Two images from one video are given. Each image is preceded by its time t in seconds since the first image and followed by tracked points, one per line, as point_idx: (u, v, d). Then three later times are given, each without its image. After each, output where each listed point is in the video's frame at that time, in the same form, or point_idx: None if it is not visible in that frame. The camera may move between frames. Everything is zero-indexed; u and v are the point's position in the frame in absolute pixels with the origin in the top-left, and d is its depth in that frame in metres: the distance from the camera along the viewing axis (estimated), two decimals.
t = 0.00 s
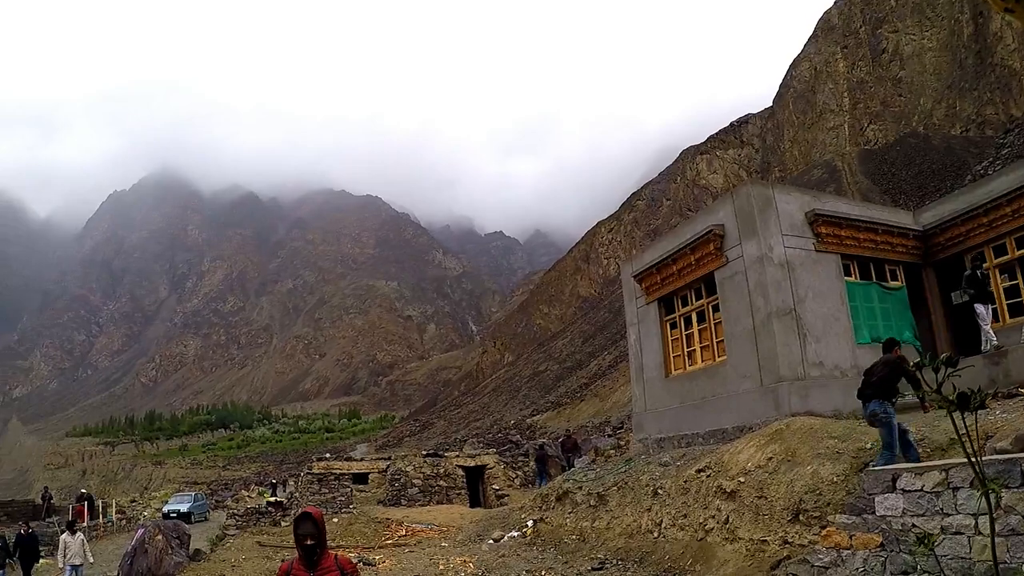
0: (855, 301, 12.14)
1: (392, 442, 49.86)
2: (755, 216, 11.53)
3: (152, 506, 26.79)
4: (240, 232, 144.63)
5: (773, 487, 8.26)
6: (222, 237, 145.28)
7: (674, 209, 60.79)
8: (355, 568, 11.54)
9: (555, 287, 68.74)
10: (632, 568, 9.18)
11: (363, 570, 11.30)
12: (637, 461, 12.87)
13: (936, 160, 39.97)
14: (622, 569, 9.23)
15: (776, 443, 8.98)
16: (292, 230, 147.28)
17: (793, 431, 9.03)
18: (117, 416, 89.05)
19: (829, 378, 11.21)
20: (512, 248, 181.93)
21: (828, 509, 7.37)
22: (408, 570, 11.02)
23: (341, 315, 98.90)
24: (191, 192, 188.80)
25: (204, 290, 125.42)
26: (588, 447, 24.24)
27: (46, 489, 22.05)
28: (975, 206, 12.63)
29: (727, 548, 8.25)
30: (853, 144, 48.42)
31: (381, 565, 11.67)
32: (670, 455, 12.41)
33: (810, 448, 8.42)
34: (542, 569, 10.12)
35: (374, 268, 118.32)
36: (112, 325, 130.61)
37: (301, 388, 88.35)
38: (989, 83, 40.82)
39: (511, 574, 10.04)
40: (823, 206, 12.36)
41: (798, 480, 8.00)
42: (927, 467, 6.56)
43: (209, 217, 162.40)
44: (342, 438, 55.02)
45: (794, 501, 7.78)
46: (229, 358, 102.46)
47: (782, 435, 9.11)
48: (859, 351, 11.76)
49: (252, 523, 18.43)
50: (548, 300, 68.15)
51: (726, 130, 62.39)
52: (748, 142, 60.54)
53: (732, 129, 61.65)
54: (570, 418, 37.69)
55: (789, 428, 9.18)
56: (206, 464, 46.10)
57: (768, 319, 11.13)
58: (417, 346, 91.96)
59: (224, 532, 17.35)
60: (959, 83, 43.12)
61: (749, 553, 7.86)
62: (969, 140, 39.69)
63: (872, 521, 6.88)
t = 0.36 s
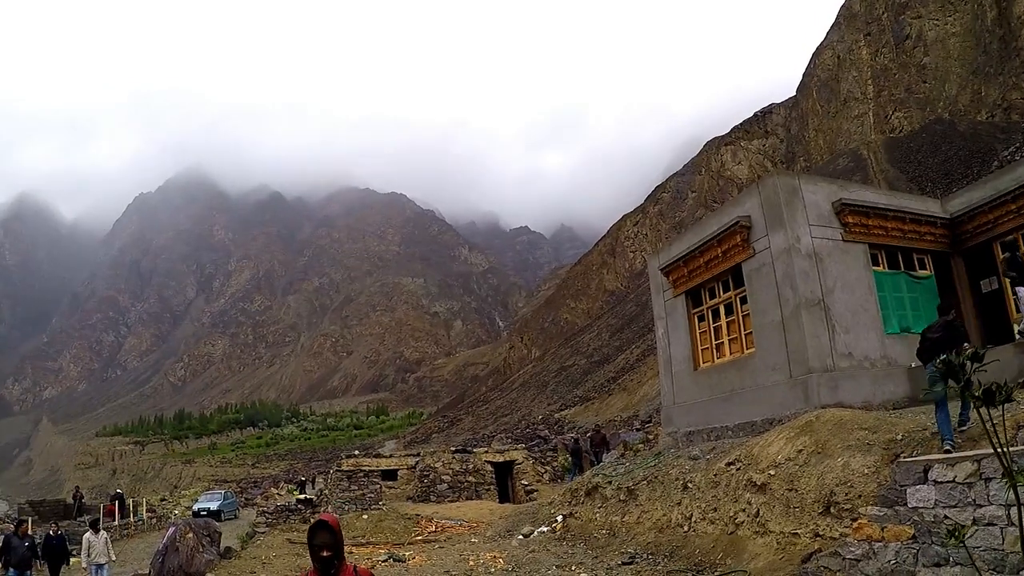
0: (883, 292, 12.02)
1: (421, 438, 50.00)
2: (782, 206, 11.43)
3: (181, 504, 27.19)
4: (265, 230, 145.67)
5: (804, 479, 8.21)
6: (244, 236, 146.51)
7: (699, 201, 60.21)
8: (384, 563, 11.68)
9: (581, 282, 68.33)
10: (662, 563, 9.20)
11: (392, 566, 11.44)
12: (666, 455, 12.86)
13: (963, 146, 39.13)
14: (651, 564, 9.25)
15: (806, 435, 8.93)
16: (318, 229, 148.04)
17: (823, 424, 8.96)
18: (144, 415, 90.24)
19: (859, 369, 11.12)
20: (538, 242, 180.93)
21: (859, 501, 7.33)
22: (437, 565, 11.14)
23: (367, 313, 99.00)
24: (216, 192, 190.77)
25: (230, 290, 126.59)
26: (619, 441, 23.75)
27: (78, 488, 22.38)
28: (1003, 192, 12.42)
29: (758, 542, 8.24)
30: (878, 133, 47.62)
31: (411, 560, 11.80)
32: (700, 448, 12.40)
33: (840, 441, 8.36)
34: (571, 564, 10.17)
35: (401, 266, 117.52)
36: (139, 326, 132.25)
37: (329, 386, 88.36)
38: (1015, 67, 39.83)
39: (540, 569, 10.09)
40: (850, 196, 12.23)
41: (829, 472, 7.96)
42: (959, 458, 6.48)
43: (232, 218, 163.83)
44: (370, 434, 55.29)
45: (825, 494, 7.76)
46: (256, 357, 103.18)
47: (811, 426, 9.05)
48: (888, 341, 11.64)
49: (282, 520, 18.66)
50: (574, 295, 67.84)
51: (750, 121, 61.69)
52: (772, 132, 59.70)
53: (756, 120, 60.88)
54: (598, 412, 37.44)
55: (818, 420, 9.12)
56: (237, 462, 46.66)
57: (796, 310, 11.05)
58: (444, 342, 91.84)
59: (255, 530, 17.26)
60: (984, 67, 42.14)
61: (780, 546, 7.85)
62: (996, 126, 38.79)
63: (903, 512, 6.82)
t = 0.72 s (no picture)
0: (909, 284, 11.91)
1: (447, 435, 50.11)
2: (805, 199, 11.36)
3: (208, 504, 27.35)
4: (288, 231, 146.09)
5: (832, 474, 8.20)
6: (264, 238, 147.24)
7: (721, 194, 59.65)
8: (411, 561, 11.79)
9: (605, 278, 67.90)
10: (689, 559, 9.20)
11: (418, 563, 11.55)
12: (692, 450, 12.83)
13: (989, 136, 38.47)
14: (679, 560, 9.27)
15: (832, 430, 8.89)
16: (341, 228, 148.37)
17: (849, 418, 8.92)
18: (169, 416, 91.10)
19: (885, 362, 11.04)
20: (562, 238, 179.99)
21: (887, 495, 7.30)
22: (463, 562, 11.23)
23: (391, 312, 98.68)
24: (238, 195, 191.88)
25: (253, 291, 127.54)
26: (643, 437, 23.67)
27: (105, 490, 22.60)
28: None
29: (785, 537, 8.24)
30: (901, 123, 46.90)
31: (437, 558, 11.88)
32: (726, 443, 12.38)
33: (866, 435, 8.32)
34: (598, 560, 10.20)
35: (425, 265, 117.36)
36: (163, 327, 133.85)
37: (354, 385, 88.53)
38: None
39: (567, 565, 10.12)
40: (875, 187, 12.12)
41: (855, 466, 7.95)
42: (988, 451, 6.35)
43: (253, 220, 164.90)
44: (395, 433, 55.49)
45: (853, 488, 7.75)
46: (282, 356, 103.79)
47: (837, 421, 9.01)
48: (914, 334, 11.56)
49: (309, 519, 18.69)
50: (598, 290, 67.51)
51: (772, 113, 60.98)
52: (794, 124, 58.92)
53: (778, 112, 60.17)
54: (624, 408, 37.18)
55: (845, 414, 9.07)
56: (263, 461, 47.11)
57: (821, 303, 10.98)
58: (468, 340, 91.69)
59: (281, 529, 17.68)
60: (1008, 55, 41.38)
61: (808, 542, 7.85)
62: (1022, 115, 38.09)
63: (932, 506, 6.72)
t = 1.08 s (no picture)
0: (936, 274, 11.76)
1: (472, 431, 50.25)
2: (831, 189, 11.25)
3: (236, 503, 27.68)
4: (312, 228, 146.53)
5: (860, 467, 8.12)
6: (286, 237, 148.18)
7: (744, 186, 59.11)
8: (438, 556, 11.85)
9: (629, 271, 67.55)
10: (717, 553, 9.17)
11: (445, 559, 11.61)
12: (719, 444, 12.78)
13: (1015, 123, 37.77)
14: (707, 554, 9.25)
15: (860, 422, 8.79)
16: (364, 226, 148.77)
17: (878, 410, 8.82)
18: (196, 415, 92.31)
19: (913, 353, 10.93)
20: (585, 231, 179.19)
21: (915, 488, 7.23)
22: (490, 558, 11.27)
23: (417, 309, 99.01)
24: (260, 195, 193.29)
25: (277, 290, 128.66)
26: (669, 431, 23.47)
27: (134, 490, 22.89)
28: None
29: (812, 531, 8.20)
30: (925, 111, 46.12)
31: (464, 553, 11.94)
32: (754, 436, 12.31)
33: (895, 427, 8.24)
34: (624, 555, 10.21)
35: (449, 262, 117.48)
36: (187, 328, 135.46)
37: (379, 382, 88.91)
38: None
39: (594, 560, 10.15)
40: (900, 176, 11.96)
41: (883, 458, 7.88)
42: (1019, 444, 6.22)
43: (276, 220, 166.11)
44: (421, 429, 55.75)
45: (881, 480, 7.68)
46: (308, 355, 104.41)
47: (865, 413, 8.91)
48: (942, 324, 11.43)
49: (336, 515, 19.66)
50: (622, 284, 67.24)
51: (794, 104, 60.28)
52: (817, 114, 58.12)
53: (800, 102, 59.43)
54: (649, 402, 37.01)
55: (873, 406, 8.96)
56: (289, 459, 47.59)
57: (847, 294, 10.88)
58: (493, 336, 91.71)
59: (308, 525, 18.05)
60: None
61: (836, 535, 7.81)
62: None
63: (961, 500, 6.61)
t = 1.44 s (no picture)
0: (970, 261, 11.55)
1: (502, 425, 50.50)
2: (862, 175, 11.12)
3: (269, 498, 28.12)
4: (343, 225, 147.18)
5: (895, 457, 8.04)
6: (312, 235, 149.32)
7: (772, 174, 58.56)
8: (472, 549, 11.93)
9: (658, 263, 67.24)
10: (752, 545, 9.13)
11: (479, 551, 11.69)
12: (752, 435, 12.70)
13: None
14: (742, 546, 9.21)
15: (895, 412, 8.69)
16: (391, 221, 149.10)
17: (913, 400, 8.71)
18: (226, 412, 93.50)
19: (948, 341, 10.76)
20: (613, 223, 178.29)
21: (952, 479, 7.16)
22: (524, 551, 11.33)
23: (447, 304, 99.56)
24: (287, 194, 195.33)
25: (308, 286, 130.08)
26: (700, 424, 23.42)
27: (167, 487, 23.20)
28: None
29: (847, 522, 8.11)
30: (954, 96, 45.18)
31: (497, 546, 12.01)
32: (787, 426, 12.21)
33: (931, 417, 8.15)
34: (659, 547, 10.20)
35: (477, 256, 117.89)
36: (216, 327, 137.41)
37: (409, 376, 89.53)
38: None
39: (628, 552, 10.15)
40: (932, 161, 11.75)
41: (919, 449, 7.79)
42: None
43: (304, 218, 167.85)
44: (452, 423, 56.07)
45: (918, 470, 7.59)
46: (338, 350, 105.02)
47: (900, 402, 8.80)
48: (977, 312, 11.23)
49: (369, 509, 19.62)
50: (651, 276, 66.98)
51: (821, 91, 59.39)
52: (845, 101, 57.19)
53: (827, 89, 58.53)
54: (679, 393, 36.89)
55: (908, 396, 8.85)
56: (321, 454, 48.15)
57: (880, 282, 10.76)
58: (522, 329, 91.91)
59: (342, 520, 18.26)
60: None
61: (871, 527, 7.72)
62: None
63: (998, 490, 6.54)
